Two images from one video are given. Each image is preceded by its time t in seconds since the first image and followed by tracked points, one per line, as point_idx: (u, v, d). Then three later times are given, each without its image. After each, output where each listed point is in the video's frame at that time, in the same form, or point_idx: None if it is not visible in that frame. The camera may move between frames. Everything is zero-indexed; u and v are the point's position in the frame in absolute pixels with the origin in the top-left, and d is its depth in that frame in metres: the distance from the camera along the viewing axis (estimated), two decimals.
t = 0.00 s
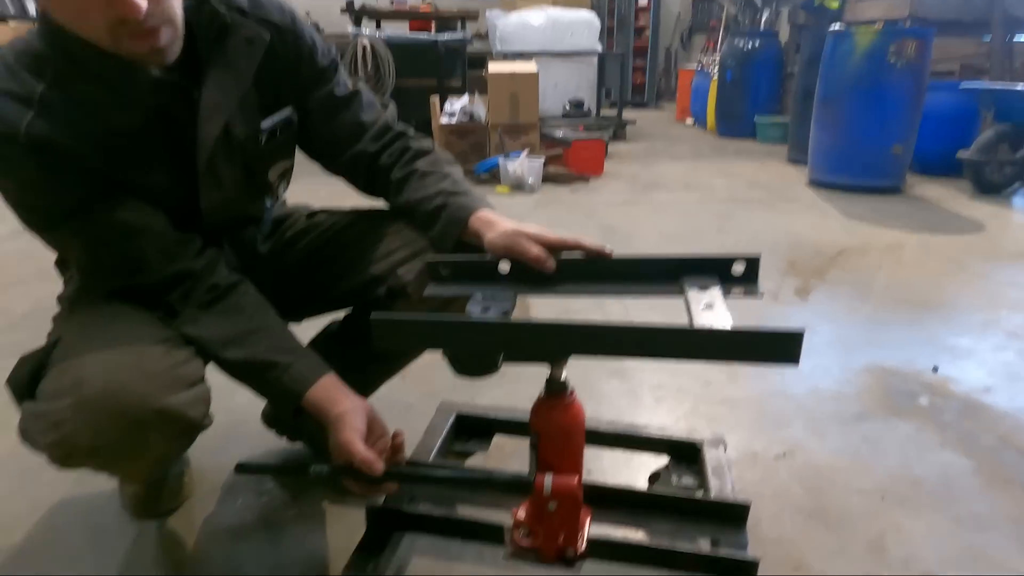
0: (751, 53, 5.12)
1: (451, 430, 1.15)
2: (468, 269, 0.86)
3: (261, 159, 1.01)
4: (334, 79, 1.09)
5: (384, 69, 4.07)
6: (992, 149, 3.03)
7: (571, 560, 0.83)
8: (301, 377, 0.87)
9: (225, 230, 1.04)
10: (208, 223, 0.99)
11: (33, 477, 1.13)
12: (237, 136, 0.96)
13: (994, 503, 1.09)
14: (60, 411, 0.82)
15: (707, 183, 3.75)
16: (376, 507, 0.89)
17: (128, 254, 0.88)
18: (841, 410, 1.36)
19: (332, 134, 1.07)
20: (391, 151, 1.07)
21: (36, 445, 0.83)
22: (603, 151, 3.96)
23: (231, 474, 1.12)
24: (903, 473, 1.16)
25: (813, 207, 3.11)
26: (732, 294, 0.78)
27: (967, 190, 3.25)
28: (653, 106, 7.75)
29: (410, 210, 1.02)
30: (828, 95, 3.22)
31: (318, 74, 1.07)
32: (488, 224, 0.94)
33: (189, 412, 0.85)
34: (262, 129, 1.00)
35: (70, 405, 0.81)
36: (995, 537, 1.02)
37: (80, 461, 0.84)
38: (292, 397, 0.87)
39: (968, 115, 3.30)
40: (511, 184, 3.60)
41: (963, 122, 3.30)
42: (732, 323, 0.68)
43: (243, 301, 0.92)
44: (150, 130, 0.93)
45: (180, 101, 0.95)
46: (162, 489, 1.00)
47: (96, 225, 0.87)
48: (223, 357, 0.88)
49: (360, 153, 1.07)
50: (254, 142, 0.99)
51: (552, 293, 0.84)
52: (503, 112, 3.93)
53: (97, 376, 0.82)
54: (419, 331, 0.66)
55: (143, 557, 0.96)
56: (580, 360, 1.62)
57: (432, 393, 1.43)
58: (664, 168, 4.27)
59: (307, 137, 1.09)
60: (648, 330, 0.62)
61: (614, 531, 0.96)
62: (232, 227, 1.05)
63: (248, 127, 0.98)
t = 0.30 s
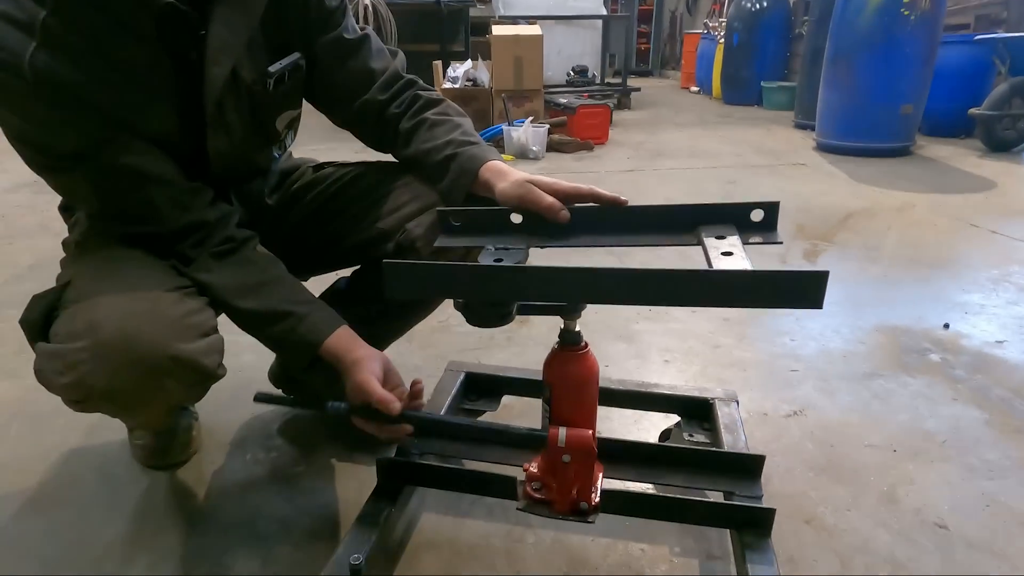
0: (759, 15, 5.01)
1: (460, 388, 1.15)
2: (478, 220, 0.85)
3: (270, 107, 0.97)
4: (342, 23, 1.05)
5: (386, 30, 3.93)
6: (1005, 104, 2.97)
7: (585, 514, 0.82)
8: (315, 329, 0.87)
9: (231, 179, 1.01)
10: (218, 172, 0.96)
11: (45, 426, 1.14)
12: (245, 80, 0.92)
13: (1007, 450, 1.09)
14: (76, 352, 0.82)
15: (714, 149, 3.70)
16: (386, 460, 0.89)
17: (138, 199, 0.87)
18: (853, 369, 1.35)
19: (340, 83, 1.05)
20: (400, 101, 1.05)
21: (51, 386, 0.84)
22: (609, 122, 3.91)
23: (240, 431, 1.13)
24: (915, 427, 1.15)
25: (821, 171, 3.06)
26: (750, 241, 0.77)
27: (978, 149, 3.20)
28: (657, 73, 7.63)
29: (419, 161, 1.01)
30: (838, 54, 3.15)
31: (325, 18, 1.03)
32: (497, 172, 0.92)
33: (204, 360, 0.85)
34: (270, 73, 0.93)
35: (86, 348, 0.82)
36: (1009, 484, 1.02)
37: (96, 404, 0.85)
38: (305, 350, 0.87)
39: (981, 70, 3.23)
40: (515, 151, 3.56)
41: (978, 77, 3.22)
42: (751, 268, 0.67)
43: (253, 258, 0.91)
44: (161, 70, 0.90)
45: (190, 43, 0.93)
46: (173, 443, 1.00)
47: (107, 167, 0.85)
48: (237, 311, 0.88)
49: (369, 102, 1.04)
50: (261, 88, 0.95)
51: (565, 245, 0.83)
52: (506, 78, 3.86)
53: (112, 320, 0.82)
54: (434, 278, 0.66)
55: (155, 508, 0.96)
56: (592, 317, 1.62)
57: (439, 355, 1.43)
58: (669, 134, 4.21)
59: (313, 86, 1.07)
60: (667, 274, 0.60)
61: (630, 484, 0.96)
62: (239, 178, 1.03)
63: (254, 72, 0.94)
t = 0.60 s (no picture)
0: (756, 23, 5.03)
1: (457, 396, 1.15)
2: (475, 229, 0.85)
3: (272, 120, 0.97)
4: (344, 36, 1.06)
5: (385, 36, 3.92)
6: (1000, 115, 2.99)
7: (581, 524, 0.82)
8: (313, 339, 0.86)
9: (233, 188, 1.00)
10: (220, 183, 0.96)
11: (40, 435, 1.14)
12: (247, 93, 0.93)
13: (1001, 463, 1.09)
14: (78, 369, 0.82)
15: (711, 157, 3.71)
16: (383, 469, 0.89)
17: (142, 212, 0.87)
18: (848, 378, 1.35)
19: (341, 95, 1.05)
20: (399, 114, 1.06)
21: (51, 402, 0.83)
22: (607, 129, 3.92)
23: (235, 439, 1.13)
24: (910, 437, 1.16)
25: (818, 179, 3.07)
26: (746, 254, 0.77)
27: (973, 159, 3.21)
28: (655, 80, 7.65)
29: (418, 173, 1.01)
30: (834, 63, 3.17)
31: (328, 32, 1.04)
32: (494, 184, 0.93)
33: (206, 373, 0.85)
34: (272, 86, 0.94)
35: (87, 364, 0.82)
36: (1002, 497, 1.02)
37: (97, 419, 0.85)
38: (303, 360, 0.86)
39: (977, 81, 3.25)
40: (513, 157, 3.56)
41: (973, 88, 3.24)
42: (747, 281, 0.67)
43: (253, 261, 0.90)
44: (165, 86, 0.91)
45: (198, 60, 0.94)
46: (169, 452, 1.01)
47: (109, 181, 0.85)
48: (241, 305, 0.86)
49: (369, 115, 1.05)
50: (263, 101, 0.95)
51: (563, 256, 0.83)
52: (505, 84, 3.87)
53: (114, 336, 0.82)
54: (434, 289, 0.66)
55: (151, 517, 0.96)
56: (588, 326, 1.62)
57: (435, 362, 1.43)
58: (667, 142, 4.22)
59: (313, 98, 1.07)
60: (663, 287, 0.61)
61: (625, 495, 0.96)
62: (240, 189, 1.02)
63: (256, 85, 0.94)
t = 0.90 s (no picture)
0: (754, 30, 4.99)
1: (454, 403, 1.14)
2: (476, 237, 0.85)
3: (274, 127, 0.98)
4: (347, 46, 1.06)
5: (383, 41, 3.92)
6: (995, 125, 3.01)
7: (576, 534, 0.82)
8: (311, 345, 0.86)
9: (230, 196, 1.02)
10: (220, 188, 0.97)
11: (35, 443, 1.13)
12: (250, 100, 0.93)
13: (995, 473, 1.09)
14: (79, 388, 0.82)
15: (708, 162, 3.73)
16: (378, 478, 0.89)
17: (142, 219, 0.87)
18: (844, 386, 1.36)
19: (343, 104, 1.05)
20: (401, 123, 1.06)
21: (52, 423, 0.83)
22: (604, 134, 3.93)
23: (230, 446, 1.13)
24: (905, 447, 1.16)
25: (814, 186, 3.08)
26: (743, 264, 0.77)
27: (968, 167, 3.23)
28: (652, 85, 7.67)
29: (418, 181, 1.01)
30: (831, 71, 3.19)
31: (332, 41, 1.04)
32: (491, 195, 0.93)
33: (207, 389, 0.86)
34: (277, 94, 0.96)
35: (89, 383, 0.81)
36: (996, 507, 1.02)
37: (97, 438, 0.85)
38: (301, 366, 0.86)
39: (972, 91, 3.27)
40: (510, 162, 3.57)
41: (968, 97, 3.25)
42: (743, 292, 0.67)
43: (253, 275, 0.91)
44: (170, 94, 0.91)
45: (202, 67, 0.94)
46: (164, 462, 1.00)
47: (111, 187, 0.85)
48: (240, 327, 0.87)
49: (371, 123, 1.05)
50: (267, 108, 0.96)
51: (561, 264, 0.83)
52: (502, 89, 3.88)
53: (115, 353, 0.82)
54: (434, 298, 0.66)
55: (146, 526, 0.96)
56: (585, 332, 1.62)
57: (432, 368, 1.43)
58: (664, 147, 4.23)
59: (315, 106, 1.06)
60: (659, 298, 0.61)
61: (621, 504, 0.95)
62: (237, 197, 1.04)
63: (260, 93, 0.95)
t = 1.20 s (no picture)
0: (751, 34, 5.01)
1: (453, 406, 1.14)
2: (477, 238, 0.85)
3: (272, 127, 0.97)
4: (350, 50, 1.06)
5: (381, 43, 3.92)
6: (993, 130, 3.02)
7: (574, 538, 0.82)
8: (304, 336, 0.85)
9: (227, 195, 1.01)
10: (214, 186, 0.96)
11: (30, 446, 1.13)
12: (248, 98, 0.92)
13: (993, 479, 1.10)
14: (60, 399, 0.81)
15: (706, 165, 3.73)
16: (377, 482, 0.89)
17: (127, 212, 0.86)
18: (842, 390, 1.36)
19: (345, 107, 1.05)
20: (403, 127, 1.06)
21: (36, 434, 0.83)
22: (602, 136, 3.93)
23: (228, 449, 1.12)
24: (904, 451, 1.16)
25: (812, 189, 3.09)
26: (746, 270, 0.77)
27: (966, 172, 3.24)
28: (651, 88, 7.69)
29: (420, 185, 1.01)
30: (829, 75, 3.20)
31: (333, 45, 1.05)
32: (495, 197, 0.93)
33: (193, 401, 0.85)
34: (276, 93, 0.96)
35: (70, 394, 0.81)
36: (994, 513, 1.02)
37: (80, 449, 0.84)
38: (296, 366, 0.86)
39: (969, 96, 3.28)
40: (509, 164, 3.56)
41: (966, 102, 3.26)
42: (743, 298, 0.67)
43: (241, 255, 0.90)
44: (166, 91, 0.91)
45: (200, 65, 0.94)
46: (161, 464, 1.01)
47: (94, 178, 0.84)
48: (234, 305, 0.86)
49: (373, 127, 1.05)
50: (265, 107, 0.95)
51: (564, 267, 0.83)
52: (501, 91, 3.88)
53: (97, 363, 0.82)
54: (434, 300, 0.66)
55: (140, 531, 0.95)
56: (583, 335, 1.62)
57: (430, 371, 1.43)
58: (662, 150, 4.24)
59: (316, 109, 1.06)
60: (660, 303, 0.61)
61: (620, 508, 0.95)
62: (235, 197, 1.03)
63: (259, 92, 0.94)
